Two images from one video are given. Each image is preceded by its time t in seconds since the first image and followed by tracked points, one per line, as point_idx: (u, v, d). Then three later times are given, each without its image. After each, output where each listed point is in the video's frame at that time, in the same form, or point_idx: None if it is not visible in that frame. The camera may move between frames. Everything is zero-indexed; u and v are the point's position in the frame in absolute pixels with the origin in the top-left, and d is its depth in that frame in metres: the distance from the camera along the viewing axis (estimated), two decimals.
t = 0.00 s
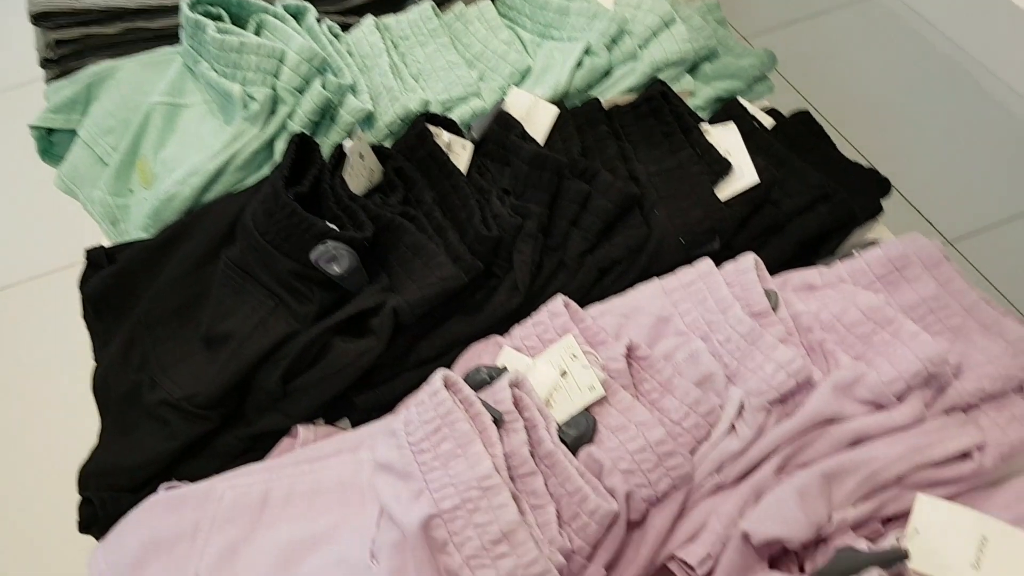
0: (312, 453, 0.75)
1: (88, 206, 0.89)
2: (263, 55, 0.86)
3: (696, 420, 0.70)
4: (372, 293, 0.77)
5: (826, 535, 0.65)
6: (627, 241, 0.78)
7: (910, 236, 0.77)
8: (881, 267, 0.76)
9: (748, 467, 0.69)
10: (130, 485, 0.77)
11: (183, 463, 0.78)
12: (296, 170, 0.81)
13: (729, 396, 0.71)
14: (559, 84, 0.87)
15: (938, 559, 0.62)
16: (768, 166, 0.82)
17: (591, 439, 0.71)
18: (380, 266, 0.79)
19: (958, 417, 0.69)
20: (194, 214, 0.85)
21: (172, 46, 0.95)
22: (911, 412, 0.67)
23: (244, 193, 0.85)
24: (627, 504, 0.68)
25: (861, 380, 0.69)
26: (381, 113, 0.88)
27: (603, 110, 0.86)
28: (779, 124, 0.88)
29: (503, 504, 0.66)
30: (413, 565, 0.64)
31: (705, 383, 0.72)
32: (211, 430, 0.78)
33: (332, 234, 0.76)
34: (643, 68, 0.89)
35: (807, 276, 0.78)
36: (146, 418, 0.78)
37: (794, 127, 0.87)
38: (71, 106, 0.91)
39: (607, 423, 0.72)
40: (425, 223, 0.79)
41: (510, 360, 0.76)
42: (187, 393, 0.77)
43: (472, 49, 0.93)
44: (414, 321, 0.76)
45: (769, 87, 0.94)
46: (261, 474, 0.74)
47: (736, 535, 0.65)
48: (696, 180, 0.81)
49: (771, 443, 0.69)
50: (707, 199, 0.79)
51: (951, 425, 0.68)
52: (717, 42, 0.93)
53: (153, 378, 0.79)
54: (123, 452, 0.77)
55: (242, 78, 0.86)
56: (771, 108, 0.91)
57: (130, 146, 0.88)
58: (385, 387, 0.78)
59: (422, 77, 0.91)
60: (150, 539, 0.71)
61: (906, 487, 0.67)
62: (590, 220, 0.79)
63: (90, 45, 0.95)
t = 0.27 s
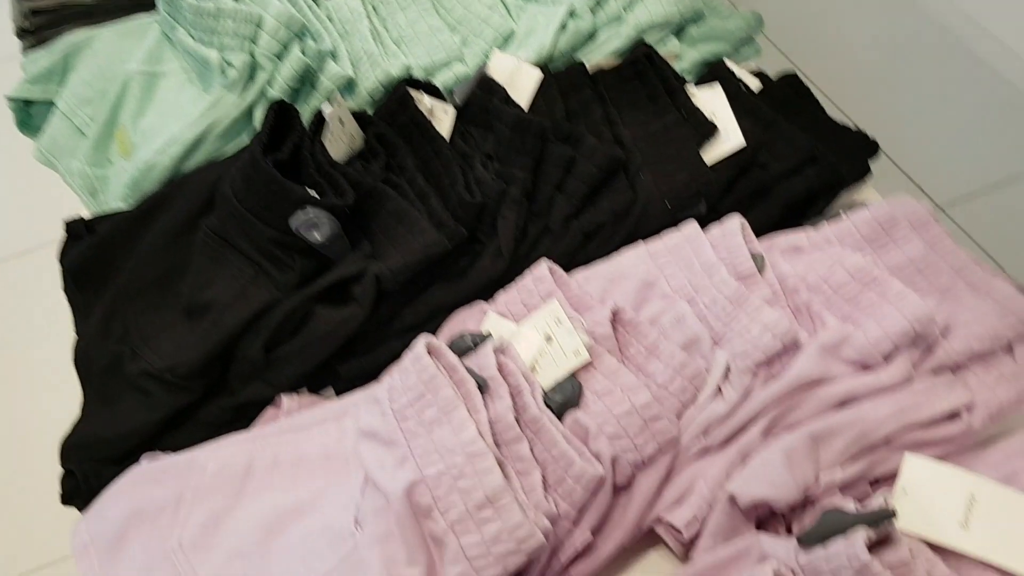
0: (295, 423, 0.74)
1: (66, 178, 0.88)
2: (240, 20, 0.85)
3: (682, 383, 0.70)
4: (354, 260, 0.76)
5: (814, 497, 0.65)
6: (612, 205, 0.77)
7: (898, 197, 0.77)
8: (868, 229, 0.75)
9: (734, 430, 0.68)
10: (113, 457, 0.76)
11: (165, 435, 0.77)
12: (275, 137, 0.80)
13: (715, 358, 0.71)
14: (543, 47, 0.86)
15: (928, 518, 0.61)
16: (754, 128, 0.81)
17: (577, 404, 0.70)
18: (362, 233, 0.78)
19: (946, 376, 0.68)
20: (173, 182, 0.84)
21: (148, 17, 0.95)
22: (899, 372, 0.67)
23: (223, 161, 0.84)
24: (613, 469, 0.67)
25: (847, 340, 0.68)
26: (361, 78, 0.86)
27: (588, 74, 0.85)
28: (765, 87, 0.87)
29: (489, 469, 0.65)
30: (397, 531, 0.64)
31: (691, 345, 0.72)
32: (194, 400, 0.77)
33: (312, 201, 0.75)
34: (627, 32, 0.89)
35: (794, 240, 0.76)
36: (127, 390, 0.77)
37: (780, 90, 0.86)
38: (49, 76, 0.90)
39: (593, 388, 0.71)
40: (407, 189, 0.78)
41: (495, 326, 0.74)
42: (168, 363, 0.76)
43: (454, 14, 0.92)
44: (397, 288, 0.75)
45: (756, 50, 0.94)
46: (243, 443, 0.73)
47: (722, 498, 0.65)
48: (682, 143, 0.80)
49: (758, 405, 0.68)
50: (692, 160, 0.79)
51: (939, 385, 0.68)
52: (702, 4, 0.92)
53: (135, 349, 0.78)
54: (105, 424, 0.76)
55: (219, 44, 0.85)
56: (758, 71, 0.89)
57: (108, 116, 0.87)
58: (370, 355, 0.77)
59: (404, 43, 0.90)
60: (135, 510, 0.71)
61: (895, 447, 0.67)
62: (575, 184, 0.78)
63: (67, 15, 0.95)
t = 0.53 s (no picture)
0: (281, 391, 0.74)
1: (50, 149, 0.87)
2: None
3: (672, 345, 0.69)
4: (340, 227, 0.75)
5: (807, 457, 0.65)
6: (602, 168, 0.76)
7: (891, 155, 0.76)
8: (861, 188, 0.74)
9: (726, 392, 0.68)
10: (101, 429, 0.75)
11: (153, 406, 0.76)
12: (258, 102, 0.79)
13: (706, 320, 0.70)
14: (531, 10, 0.86)
15: (922, 476, 0.60)
16: (745, 88, 0.80)
17: (567, 367, 0.69)
18: (347, 199, 0.77)
19: (941, 334, 0.67)
20: (156, 151, 0.84)
21: None
22: (894, 331, 0.66)
23: (206, 129, 0.83)
24: (604, 432, 0.67)
25: (841, 300, 0.67)
26: (346, 44, 0.85)
27: (576, 35, 0.84)
28: (756, 47, 0.86)
29: (478, 432, 0.64)
30: (385, 497, 0.63)
31: (682, 308, 0.71)
32: (180, 371, 0.76)
33: (295, 166, 0.74)
34: None
35: (787, 200, 0.75)
36: (113, 361, 0.76)
37: (772, 50, 0.85)
38: (28, 48, 0.89)
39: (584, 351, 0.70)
40: (394, 154, 0.77)
41: (484, 291, 0.73)
42: (154, 333, 0.75)
43: None
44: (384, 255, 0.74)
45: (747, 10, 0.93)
46: (231, 412, 0.73)
47: (714, 459, 0.65)
48: (672, 103, 0.79)
49: (749, 365, 0.67)
50: (682, 121, 0.77)
51: (934, 343, 0.67)
52: None
53: (121, 320, 0.77)
54: (91, 396, 0.75)
55: (200, 12, 0.85)
56: (749, 31, 0.88)
57: (89, 86, 0.86)
58: (357, 322, 0.76)
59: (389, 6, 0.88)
60: (121, 481, 0.70)
61: (889, 406, 0.66)
62: (564, 146, 0.76)
63: None
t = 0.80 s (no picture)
0: (267, 352, 0.73)
1: (33, 111, 0.86)
2: None
3: (663, 304, 0.68)
4: (325, 186, 0.74)
5: (798, 415, 0.64)
6: (592, 126, 0.75)
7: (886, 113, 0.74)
8: (856, 145, 0.73)
9: (717, 351, 0.67)
10: (84, 391, 0.74)
11: (137, 368, 0.75)
12: (242, 60, 0.79)
13: (698, 279, 0.69)
14: None
15: (914, 431, 0.60)
16: (739, 45, 0.79)
17: (557, 327, 0.68)
18: (333, 158, 0.76)
19: (935, 292, 0.67)
20: (139, 110, 0.83)
21: None
22: (888, 288, 0.65)
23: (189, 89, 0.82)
24: (593, 391, 0.66)
25: (834, 257, 0.66)
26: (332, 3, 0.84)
27: None
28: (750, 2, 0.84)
29: (465, 392, 0.63)
30: (373, 455, 0.63)
31: (673, 267, 0.69)
32: (164, 333, 0.75)
33: (280, 123, 0.73)
34: None
35: (781, 158, 0.74)
36: (96, 322, 0.75)
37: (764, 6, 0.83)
38: (12, 9, 0.89)
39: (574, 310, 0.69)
40: (380, 113, 0.76)
41: (472, 251, 0.72)
42: (138, 295, 0.75)
43: None
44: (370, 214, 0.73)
45: None
46: (216, 374, 0.72)
47: (704, 417, 0.64)
48: (664, 61, 0.77)
49: (741, 324, 0.66)
50: (674, 78, 0.76)
51: (928, 300, 0.66)
52: None
53: (105, 282, 0.77)
54: (74, 358, 0.74)
55: None
56: None
57: (71, 46, 0.86)
58: (344, 284, 0.75)
59: None
60: (104, 443, 0.69)
61: (882, 364, 0.65)
62: (553, 104, 0.75)
63: None
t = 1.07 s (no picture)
0: (253, 316, 0.72)
1: (17, 74, 0.86)
2: None
3: (654, 265, 0.67)
4: (312, 146, 0.74)
5: (788, 375, 0.63)
6: (584, 85, 0.74)
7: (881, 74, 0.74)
8: (851, 105, 0.72)
9: (707, 311, 0.66)
10: (69, 355, 0.73)
11: (123, 332, 0.74)
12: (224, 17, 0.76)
13: (689, 239, 0.68)
14: None
15: (906, 390, 0.59)
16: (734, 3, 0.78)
17: (546, 288, 0.67)
18: (320, 119, 0.76)
19: (929, 252, 0.66)
20: (124, 72, 0.83)
21: None
22: (883, 247, 0.65)
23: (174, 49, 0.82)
24: (582, 351, 0.65)
25: (827, 216, 0.65)
26: None
27: None
28: None
29: (452, 350, 0.61)
30: (359, 415, 0.62)
31: (664, 228, 0.69)
32: (150, 296, 0.74)
33: (264, 82, 0.72)
34: None
35: (774, 119, 0.74)
36: (81, 286, 0.74)
37: None
38: None
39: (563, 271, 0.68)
40: (367, 72, 0.76)
41: (461, 212, 0.71)
42: (122, 258, 0.74)
43: None
44: (357, 174, 0.72)
45: None
46: (202, 337, 0.71)
47: (694, 377, 0.63)
48: (657, 21, 0.76)
49: (732, 284, 0.66)
50: (667, 36, 0.75)
51: (922, 260, 0.65)
52: None
53: (90, 246, 0.75)
54: (58, 321, 0.73)
55: None
56: None
57: (54, 8, 0.85)
58: (332, 246, 0.74)
59: None
60: (88, 406, 0.68)
61: (875, 324, 0.64)
62: (544, 63, 0.74)
63: None
